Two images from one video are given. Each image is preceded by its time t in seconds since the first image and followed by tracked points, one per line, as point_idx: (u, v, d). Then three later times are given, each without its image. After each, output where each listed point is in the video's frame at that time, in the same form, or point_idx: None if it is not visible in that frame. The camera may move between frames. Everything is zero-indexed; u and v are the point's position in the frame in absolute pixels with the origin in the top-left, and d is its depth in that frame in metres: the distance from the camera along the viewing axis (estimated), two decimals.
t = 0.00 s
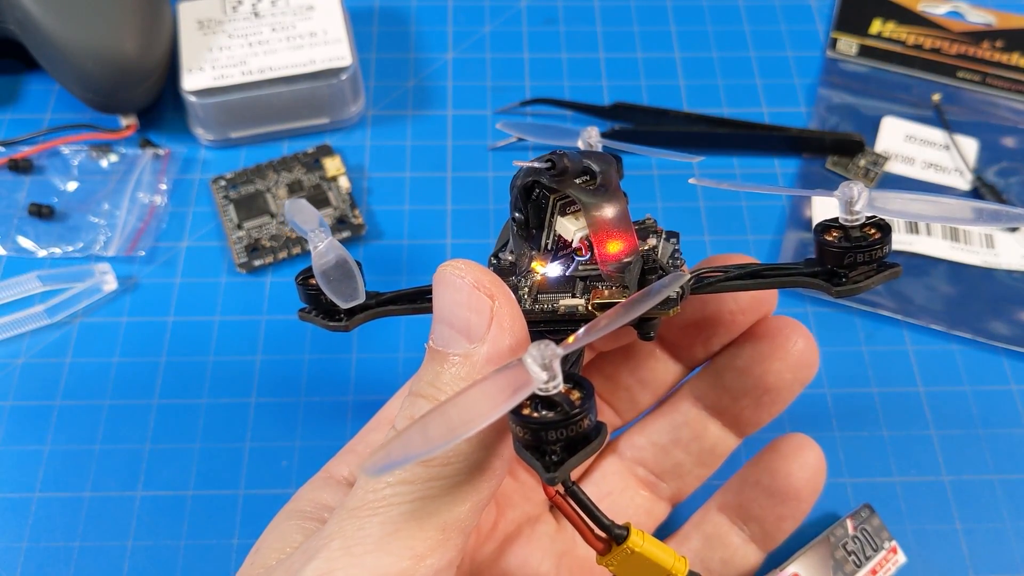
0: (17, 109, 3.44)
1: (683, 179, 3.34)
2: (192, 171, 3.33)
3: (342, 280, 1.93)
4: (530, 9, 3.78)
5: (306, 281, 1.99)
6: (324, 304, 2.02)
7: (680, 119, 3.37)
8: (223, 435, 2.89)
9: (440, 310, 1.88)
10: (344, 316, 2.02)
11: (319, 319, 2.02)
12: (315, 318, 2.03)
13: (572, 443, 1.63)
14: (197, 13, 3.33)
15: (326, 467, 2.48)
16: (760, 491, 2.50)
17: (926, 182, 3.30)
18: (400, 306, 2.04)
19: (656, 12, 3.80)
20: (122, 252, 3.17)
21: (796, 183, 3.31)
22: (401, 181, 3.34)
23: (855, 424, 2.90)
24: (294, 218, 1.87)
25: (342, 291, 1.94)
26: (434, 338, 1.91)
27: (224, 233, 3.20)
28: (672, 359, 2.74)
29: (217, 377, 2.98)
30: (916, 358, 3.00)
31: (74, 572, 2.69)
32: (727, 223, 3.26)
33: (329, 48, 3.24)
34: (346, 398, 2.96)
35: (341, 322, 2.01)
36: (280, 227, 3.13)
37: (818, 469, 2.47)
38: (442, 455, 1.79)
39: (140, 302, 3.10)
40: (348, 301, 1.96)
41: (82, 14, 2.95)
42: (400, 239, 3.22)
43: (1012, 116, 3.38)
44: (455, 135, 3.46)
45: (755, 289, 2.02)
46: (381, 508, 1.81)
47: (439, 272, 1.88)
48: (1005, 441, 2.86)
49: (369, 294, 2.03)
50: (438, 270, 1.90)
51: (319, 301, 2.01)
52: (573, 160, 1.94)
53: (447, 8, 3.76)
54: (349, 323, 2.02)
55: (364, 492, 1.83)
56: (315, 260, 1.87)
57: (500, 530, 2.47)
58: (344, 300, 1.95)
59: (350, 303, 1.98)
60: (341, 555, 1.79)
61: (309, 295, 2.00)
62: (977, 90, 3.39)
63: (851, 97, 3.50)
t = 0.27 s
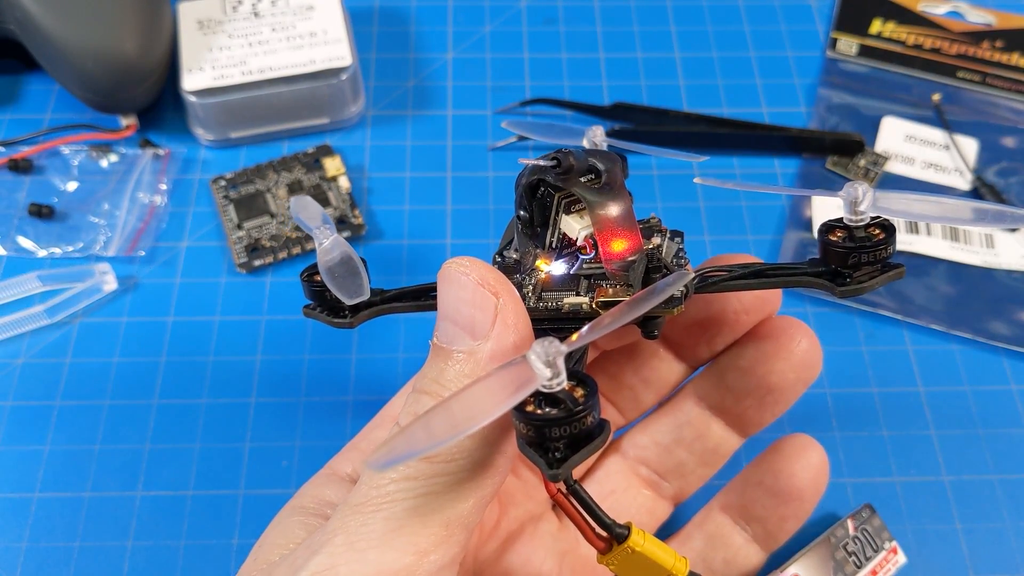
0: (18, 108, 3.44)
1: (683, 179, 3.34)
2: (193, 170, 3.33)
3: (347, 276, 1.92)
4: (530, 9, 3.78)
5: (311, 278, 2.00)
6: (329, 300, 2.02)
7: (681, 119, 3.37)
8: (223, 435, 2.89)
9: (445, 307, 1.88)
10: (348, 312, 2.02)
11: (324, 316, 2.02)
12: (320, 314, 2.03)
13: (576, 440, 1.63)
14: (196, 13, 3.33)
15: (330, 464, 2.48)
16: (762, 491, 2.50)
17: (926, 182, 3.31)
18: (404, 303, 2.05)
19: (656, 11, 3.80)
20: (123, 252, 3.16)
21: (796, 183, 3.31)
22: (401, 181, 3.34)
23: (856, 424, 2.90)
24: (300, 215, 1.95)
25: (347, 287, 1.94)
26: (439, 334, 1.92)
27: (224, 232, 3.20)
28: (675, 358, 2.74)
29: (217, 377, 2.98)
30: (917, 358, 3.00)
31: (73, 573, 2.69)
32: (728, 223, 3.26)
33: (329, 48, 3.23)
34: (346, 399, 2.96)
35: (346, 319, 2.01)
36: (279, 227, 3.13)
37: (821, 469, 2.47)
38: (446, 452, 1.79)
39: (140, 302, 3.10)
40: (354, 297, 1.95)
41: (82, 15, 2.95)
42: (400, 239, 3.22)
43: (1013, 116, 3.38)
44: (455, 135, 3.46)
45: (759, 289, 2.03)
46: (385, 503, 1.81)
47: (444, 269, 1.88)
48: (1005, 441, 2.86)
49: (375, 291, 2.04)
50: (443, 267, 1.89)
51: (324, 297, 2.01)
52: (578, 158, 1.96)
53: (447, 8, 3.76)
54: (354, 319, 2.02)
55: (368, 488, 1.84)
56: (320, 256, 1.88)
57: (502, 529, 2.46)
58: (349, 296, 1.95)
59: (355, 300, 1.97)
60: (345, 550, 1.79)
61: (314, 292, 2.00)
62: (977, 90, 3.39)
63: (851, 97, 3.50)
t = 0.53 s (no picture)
0: (17, 109, 3.44)
1: (683, 179, 3.34)
2: (192, 170, 3.33)
3: (344, 277, 1.92)
4: (530, 9, 3.78)
5: (308, 279, 2.00)
6: (326, 301, 2.02)
7: (680, 119, 3.37)
8: (223, 435, 2.89)
9: (442, 307, 1.89)
10: (345, 313, 2.01)
11: (321, 317, 2.01)
12: (317, 315, 2.03)
13: (574, 439, 1.63)
14: (197, 14, 3.33)
15: (328, 465, 2.48)
16: (760, 491, 2.50)
17: (925, 182, 3.30)
18: (400, 304, 2.04)
19: (656, 12, 3.80)
20: (122, 252, 3.16)
21: (795, 183, 3.31)
22: (401, 181, 3.34)
23: (855, 424, 2.90)
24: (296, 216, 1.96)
25: (345, 287, 1.93)
26: (436, 335, 1.92)
27: (224, 233, 3.20)
28: (674, 358, 2.74)
29: (217, 377, 2.98)
30: (916, 358, 3.00)
31: (74, 573, 2.69)
32: (727, 223, 3.26)
33: (329, 48, 3.23)
34: (346, 399, 2.96)
35: (343, 320, 2.00)
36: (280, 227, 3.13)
37: (819, 468, 2.47)
38: (444, 452, 1.80)
39: (140, 302, 3.10)
40: (351, 298, 1.95)
41: (81, 15, 2.95)
42: (400, 239, 3.22)
43: (1012, 116, 3.38)
44: (455, 135, 3.46)
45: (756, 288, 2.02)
46: (383, 504, 1.81)
47: (441, 269, 1.88)
48: (1005, 441, 2.86)
49: (371, 291, 2.03)
50: (440, 267, 1.89)
51: (321, 298, 2.00)
52: (575, 158, 1.97)
53: (447, 8, 3.76)
54: (351, 320, 2.01)
55: (366, 489, 1.84)
56: (316, 257, 1.88)
57: (500, 529, 2.47)
58: (347, 297, 1.94)
59: (352, 301, 1.97)
60: (343, 551, 1.78)
61: (311, 293, 2.00)
62: (978, 90, 3.40)
63: (851, 97, 3.50)
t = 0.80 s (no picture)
0: (18, 108, 3.44)
1: (683, 179, 3.34)
2: (194, 170, 3.34)
3: (347, 276, 1.92)
4: (530, 9, 3.78)
5: (311, 277, 1.99)
6: (329, 300, 2.01)
7: (681, 119, 3.37)
8: (223, 435, 2.89)
9: (445, 306, 1.88)
10: (348, 312, 2.01)
11: (324, 315, 2.01)
12: (320, 314, 2.02)
13: (577, 439, 1.63)
14: (196, 14, 3.32)
15: (329, 464, 2.48)
16: (761, 490, 2.50)
17: (925, 182, 3.30)
18: (405, 303, 2.04)
19: (656, 12, 3.80)
20: (123, 252, 3.16)
21: (797, 182, 3.32)
22: (401, 181, 3.34)
23: (856, 424, 2.90)
24: (299, 215, 1.96)
25: (348, 286, 1.93)
26: (439, 334, 1.92)
27: (224, 233, 3.20)
28: (675, 357, 2.74)
29: (217, 377, 2.98)
30: (916, 358, 3.00)
31: (73, 573, 2.69)
32: (728, 223, 3.26)
33: (329, 49, 3.23)
34: (346, 399, 2.96)
35: (346, 318, 2.00)
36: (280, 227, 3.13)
37: (819, 467, 2.47)
38: (446, 450, 1.79)
39: (140, 302, 3.10)
40: (354, 296, 1.94)
41: (82, 16, 2.95)
42: (400, 239, 3.22)
43: (1013, 116, 3.38)
44: (455, 135, 3.46)
45: (759, 288, 2.02)
46: (386, 503, 1.81)
47: (444, 268, 1.88)
48: (1005, 441, 2.87)
49: (375, 290, 2.03)
50: (443, 267, 1.89)
51: (324, 296, 2.00)
52: (579, 157, 1.94)
53: (447, 8, 3.76)
54: (354, 319, 2.01)
55: (368, 488, 1.83)
56: (320, 255, 1.89)
57: (504, 526, 2.47)
58: (350, 296, 1.93)
59: (356, 300, 1.96)
60: (346, 550, 1.78)
61: (314, 292, 1.99)
62: (980, 90, 3.40)
63: (851, 97, 3.50)
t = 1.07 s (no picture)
0: (17, 109, 3.44)
1: (683, 179, 3.34)
2: (191, 172, 3.33)
3: (341, 281, 1.93)
4: (530, 9, 3.78)
5: (305, 282, 2.00)
6: (323, 304, 2.02)
7: (680, 120, 3.37)
8: (223, 435, 2.89)
9: (439, 311, 1.88)
10: (343, 317, 2.03)
11: (318, 321, 2.03)
12: (314, 319, 2.04)
13: (572, 444, 1.63)
14: (196, 14, 3.33)
15: (324, 468, 2.48)
16: (758, 492, 2.50)
17: (926, 182, 3.30)
18: (399, 307, 2.04)
19: (655, 12, 3.80)
20: (121, 253, 3.17)
21: (796, 183, 3.31)
22: (401, 181, 3.34)
23: (855, 425, 2.90)
24: (291, 218, 1.90)
25: (342, 292, 1.94)
26: (433, 339, 1.91)
27: (224, 233, 3.20)
28: (671, 360, 2.74)
29: (217, 377, 2.98)
30: (916, 358, 3.00)
31: (73, 573, 2.69)
32: (727, 223, 3.26)
33: (329, 48, 3.23)
34: (345, 399, 2.96)
35: (340, 323, 2.01)
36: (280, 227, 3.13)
37: (817, 469, 2.47)
38: (441, 456, 1.79)
39: (140, 302, 3.10)
40: (348, 302, 1.95)
41: (82, 16, 2.95)
42: (400, 239, 3.22)
43: (1012, 116, 3.38)
44: (455, 135, 3.46)
45: (754, 289, 2.03)
46: (381, 509, 1.81)
47: (438, 273, 1.88)
48: (1005, 442, 2.86)
49: (368, 295, 2.03)
50: (437, 271, 1.90)
51: (318, 301, 2.01)
52: (572, 161, 1.96)
53: (447, 8, 3.76)
54: (348, 323, 2.02)
55: (363, 494, 1.83)
56: (313, 261, 1.87)
57: (498, 532, 2.48)
58: (344, 301, 1.95)
59: (350, 304, 1.97)
60: (341, 556, 1.79)
61: (308, 296, 2.00)
62: (979, 90, 3.41)
63: (851, 97, 3.50)
